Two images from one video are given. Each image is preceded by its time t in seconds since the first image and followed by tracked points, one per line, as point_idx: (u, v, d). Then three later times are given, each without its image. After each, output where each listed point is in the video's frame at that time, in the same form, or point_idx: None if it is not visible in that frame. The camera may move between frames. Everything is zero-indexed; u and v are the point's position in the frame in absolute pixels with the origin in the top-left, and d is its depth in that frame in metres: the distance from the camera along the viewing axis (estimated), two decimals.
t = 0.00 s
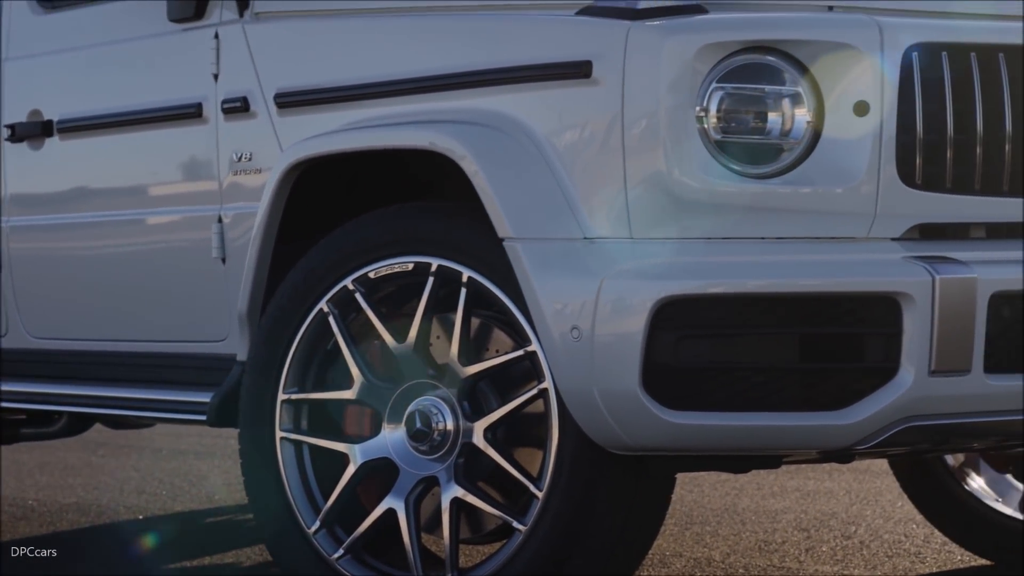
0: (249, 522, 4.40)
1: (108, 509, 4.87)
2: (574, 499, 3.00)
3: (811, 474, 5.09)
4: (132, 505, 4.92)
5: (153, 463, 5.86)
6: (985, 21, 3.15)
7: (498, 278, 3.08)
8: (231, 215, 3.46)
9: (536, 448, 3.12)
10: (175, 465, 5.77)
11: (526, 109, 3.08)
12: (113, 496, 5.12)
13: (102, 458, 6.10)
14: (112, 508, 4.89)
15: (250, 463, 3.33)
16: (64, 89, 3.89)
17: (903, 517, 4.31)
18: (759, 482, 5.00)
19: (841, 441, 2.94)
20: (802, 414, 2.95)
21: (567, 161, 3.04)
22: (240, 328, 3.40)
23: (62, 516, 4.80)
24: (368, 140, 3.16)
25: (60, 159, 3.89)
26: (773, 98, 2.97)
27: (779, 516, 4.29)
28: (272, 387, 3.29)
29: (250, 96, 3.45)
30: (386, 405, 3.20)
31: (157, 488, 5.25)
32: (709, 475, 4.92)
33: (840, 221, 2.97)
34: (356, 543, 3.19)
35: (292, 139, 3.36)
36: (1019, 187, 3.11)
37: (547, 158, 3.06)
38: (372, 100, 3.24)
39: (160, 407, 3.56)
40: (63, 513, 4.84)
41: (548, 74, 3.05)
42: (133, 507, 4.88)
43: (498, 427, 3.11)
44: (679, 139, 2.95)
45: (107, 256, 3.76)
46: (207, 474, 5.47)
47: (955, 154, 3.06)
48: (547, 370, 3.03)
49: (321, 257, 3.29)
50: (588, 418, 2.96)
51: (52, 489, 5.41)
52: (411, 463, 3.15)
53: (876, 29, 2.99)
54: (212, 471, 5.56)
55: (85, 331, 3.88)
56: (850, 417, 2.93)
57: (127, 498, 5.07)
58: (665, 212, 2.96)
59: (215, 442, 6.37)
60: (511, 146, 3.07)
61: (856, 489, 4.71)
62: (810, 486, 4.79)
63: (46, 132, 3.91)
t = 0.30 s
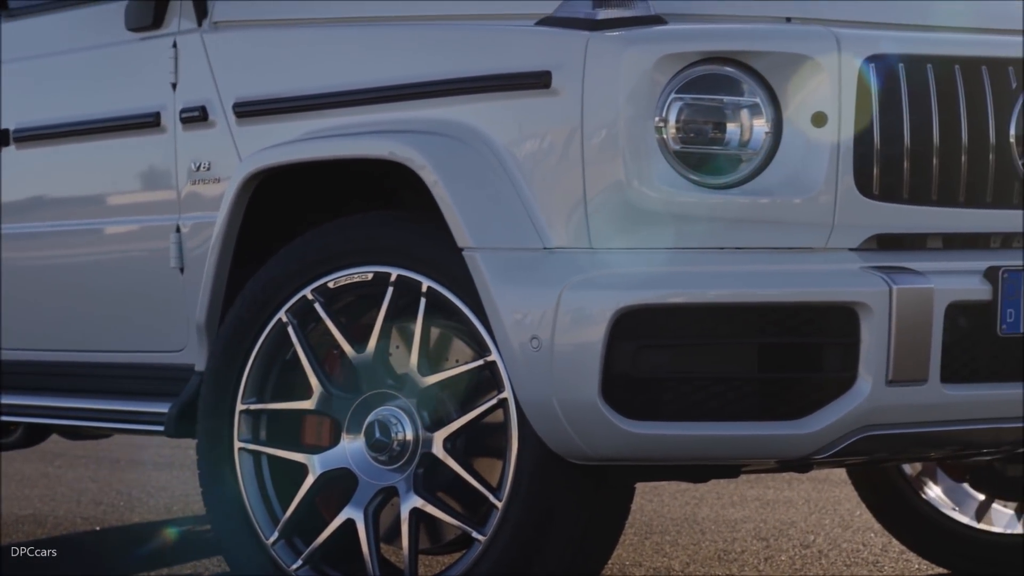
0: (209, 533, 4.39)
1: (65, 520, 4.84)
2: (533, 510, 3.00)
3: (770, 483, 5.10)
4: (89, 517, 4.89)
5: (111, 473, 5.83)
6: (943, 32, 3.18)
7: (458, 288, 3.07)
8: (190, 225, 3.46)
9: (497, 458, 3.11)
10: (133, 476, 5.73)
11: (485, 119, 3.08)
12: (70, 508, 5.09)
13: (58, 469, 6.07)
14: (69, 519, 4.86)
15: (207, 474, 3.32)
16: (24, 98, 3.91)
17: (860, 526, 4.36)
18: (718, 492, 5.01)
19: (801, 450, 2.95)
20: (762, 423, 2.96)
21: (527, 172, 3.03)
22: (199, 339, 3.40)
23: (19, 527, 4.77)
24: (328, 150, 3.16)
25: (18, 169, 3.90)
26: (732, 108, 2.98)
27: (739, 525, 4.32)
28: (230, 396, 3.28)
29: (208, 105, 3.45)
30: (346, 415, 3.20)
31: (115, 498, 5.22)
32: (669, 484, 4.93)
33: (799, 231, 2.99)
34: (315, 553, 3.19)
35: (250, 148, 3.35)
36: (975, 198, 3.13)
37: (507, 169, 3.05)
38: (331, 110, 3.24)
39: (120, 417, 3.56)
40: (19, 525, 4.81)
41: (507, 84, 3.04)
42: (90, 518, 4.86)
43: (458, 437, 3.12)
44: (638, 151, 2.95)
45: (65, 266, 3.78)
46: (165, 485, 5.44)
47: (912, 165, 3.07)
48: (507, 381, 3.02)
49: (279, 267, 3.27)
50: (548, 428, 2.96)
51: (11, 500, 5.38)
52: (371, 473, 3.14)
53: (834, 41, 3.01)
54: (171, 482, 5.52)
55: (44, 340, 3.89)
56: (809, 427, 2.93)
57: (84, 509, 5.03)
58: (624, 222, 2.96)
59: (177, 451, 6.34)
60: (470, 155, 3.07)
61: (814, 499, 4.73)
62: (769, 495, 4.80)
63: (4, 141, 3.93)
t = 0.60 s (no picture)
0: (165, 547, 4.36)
1: (24, 532, 4.83)
2: (495, 520, 2.99)
3: (732, 491, 5.11)
4: (48, 528, 4.87)
5: (69, 485, 5.79)
6: (902, 43, 3.19)
7: (420, 298, 3.05)
8: (150, 234, 3.47)
9: (458, 467, 3.11)
10: (92, 488, 5.68)
11: (447, 129, 3.08)
12: (29, 519, 5.06)
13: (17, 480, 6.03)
14: (28, 530, 4.84)
15: (167, 484, 3.31)
16: None
17: (822, 535, 4.38)
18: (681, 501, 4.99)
19: (763, 460, 2.96)
20: (724, 432, 2.96)
21: (489, 182, 3.02)
22: (160, 349, 3.40)
23: None
24: (290, 159, 3.16)
25: None
26: (694, 118, 2.98)
27: (701, 534, 4.34)
28: (190, 406, 3.28)
29: (169, 115, 3.47)
30: (307, 425, 3.21)
31: (75, 509, 5.18)
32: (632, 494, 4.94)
33: (760, 241, 2.99)
34: (276, 564, 3.19)
35: (211, 158, 3.37)
36: (934, 207, 3.13)
37: (469, 178, 3.04)
38: (293, 119, 3.24)
39: (78, 429, 3.56)
40: None
41: (469, 94, 3.04)
42: (49, 529, 4.84)
43: (420, 447, 3.11)
44: (600, 160, 2.95)
45: (29, 275, 3.81)
46: (126, 496, 5.41)
47: (872, 175, 3.09)
48: (469, 391, 3.01)
49: (240, 277, 3.27)
50: (510, 438, 2.95)
51: None
52: (332, 483, 3.15)
53: (793, 52, 3.02)
54: (131, 493, 5.49)
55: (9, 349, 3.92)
56: (771, 436, 2.94)
57: (43, 520, 5.01)
58: (587, 231, 2.95)
59: (136, 463, 6.29)
60: (432, 165, 3.06)
61: (777, 508, 4.75)
62: (731, 505, 4.82)
63: None
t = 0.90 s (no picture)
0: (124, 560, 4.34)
1: None
2: (457, 531, 2.99)
3: (696, 502, 5.12)
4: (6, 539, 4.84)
5: (26, 497, 5.73)
6: (861, 54, 3.20)
7: (382, 308, 3.05)
8: (110, 245, 3.50)
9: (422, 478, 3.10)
10: (50, 499, 5.64)
11: (409, 139, 3.07)
12: None
13: None
14: None
15: (126, 496, 3.29)
16: None
17: (783, 545, 4.40)
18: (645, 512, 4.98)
19: (725, 469, 2.96)
20: (687, 442, 2.96)
21: (451, 193, 3.02)
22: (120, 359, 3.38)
23: None
24: (252, 169, 3.15)
25: None
26: (656, 129, 2.99)
27: (663, 544, 4.35)
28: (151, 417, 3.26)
29: (129, 124, 3.47)
30: (269, 435, 3.21)
31: (34, 521, 5.15)
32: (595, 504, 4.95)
33: (721, 251, 2.99)
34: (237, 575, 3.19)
35: (171, 168, 3.37)
36: (894, 217, 3.14)
37: (431, 189, 3.04)
38: (254, 129, 3.23)
39: (37, 438, 3.56)
40: None
41: (431, 104, 3.04)
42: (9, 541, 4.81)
43: (382, 458, 3.10)
44: (562, 171, 2.95)
45: None
46: (85, 508, 5.37)
47: (833, 187, 3.10)
48: (431, 401, 3.00)
49: (201, 287, 3.26)
50: (473, 449, 2.95)
51: None
52: (294, 494, 3.17)
53: (754, 63, 3.03)
54: (90, 505, 5.45)
55: None
56: (733, 446, 2.95)
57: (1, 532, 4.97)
58: (548, 241, 2.95)
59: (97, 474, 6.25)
60: (394, 175, 3.06)
61: (738, 517, 4.76)
62: (693, 514, 4.83)
63: None
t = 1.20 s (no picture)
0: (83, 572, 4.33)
1: None
2: (418, 542, 2.99)
3: (658, 512, 5.13)
4: None
5: None
6: (820, 66, 3.21)
7: (342, 319, 3.04)
8: (69, 255, 3.53)
9: (382, 489, 3.08)
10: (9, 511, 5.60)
11: (371, 150, 3.06)
12: None
13: None
14: None
15: (84, 508, 3.27)
16: None
17: (745, 555, 4.42)
18: (607, 522, 4.99)
19: (686, 480, 2.97)
20: (648, 453, 2.97)
21: (412, 204, 3.01)
22: (78, 371, 3.38)
23: None
24: (212, 180, 3.14)
25: None
26: (617, 141, 3.00)
27: (625, 555, 4.36)
28: (109, 429, 3.25)
29: (88, 134, 3.47)
30: (229, 447, 3.21)
31: None
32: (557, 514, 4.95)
33: (681, 262, 3.00)
34: None
35: (130, 178, 3.37)
36: (854, 229, 3.16)
37: (393, 200, 3.03)
38: (215, 139, 3.22)
39: None
40: None
41: (392, 116, 3.03)
42: None
43: (343, 470, 3.11)
44: (523, 183, 2.94)
45: None
46: (44, 520, 5.34)
47: (793, 199, 3.11)
48: (392, 413, 3.00)
49: (160, 298, 3.24)
50: (433, 461, 2.94)
51: None
52: (254, 506, 3.17)
53: (714, 75, 3.04)
54: (49, 517, 5.42)
55: None
56: (693, 456, 2.95)
57: None
58: (510, 253, 2.95)
59: (56, 486, 6.21)
60: (355, 186, 3.05)
61: (699, 528, 4.78)
62: (656, 525, 4.85)
63: None
